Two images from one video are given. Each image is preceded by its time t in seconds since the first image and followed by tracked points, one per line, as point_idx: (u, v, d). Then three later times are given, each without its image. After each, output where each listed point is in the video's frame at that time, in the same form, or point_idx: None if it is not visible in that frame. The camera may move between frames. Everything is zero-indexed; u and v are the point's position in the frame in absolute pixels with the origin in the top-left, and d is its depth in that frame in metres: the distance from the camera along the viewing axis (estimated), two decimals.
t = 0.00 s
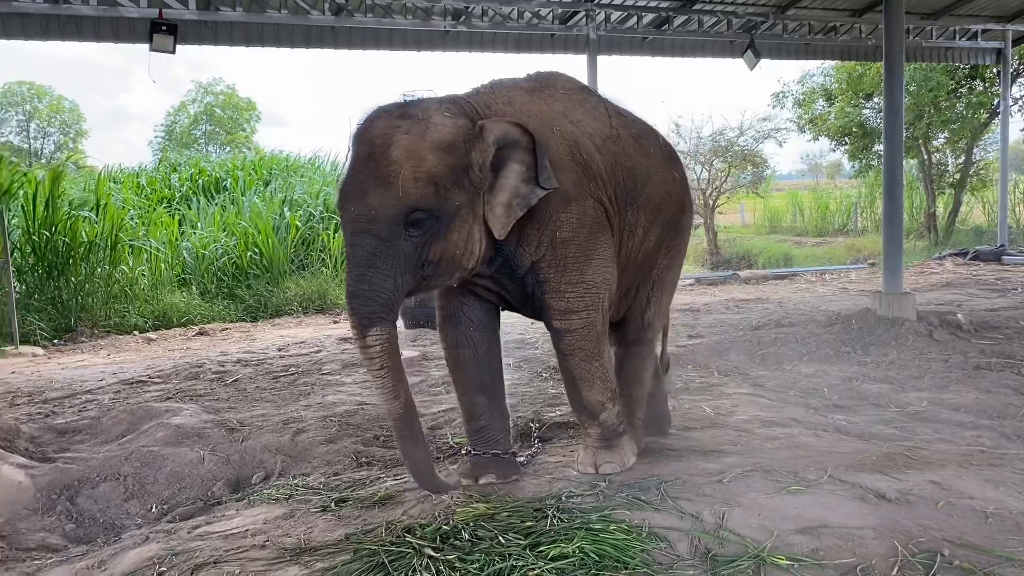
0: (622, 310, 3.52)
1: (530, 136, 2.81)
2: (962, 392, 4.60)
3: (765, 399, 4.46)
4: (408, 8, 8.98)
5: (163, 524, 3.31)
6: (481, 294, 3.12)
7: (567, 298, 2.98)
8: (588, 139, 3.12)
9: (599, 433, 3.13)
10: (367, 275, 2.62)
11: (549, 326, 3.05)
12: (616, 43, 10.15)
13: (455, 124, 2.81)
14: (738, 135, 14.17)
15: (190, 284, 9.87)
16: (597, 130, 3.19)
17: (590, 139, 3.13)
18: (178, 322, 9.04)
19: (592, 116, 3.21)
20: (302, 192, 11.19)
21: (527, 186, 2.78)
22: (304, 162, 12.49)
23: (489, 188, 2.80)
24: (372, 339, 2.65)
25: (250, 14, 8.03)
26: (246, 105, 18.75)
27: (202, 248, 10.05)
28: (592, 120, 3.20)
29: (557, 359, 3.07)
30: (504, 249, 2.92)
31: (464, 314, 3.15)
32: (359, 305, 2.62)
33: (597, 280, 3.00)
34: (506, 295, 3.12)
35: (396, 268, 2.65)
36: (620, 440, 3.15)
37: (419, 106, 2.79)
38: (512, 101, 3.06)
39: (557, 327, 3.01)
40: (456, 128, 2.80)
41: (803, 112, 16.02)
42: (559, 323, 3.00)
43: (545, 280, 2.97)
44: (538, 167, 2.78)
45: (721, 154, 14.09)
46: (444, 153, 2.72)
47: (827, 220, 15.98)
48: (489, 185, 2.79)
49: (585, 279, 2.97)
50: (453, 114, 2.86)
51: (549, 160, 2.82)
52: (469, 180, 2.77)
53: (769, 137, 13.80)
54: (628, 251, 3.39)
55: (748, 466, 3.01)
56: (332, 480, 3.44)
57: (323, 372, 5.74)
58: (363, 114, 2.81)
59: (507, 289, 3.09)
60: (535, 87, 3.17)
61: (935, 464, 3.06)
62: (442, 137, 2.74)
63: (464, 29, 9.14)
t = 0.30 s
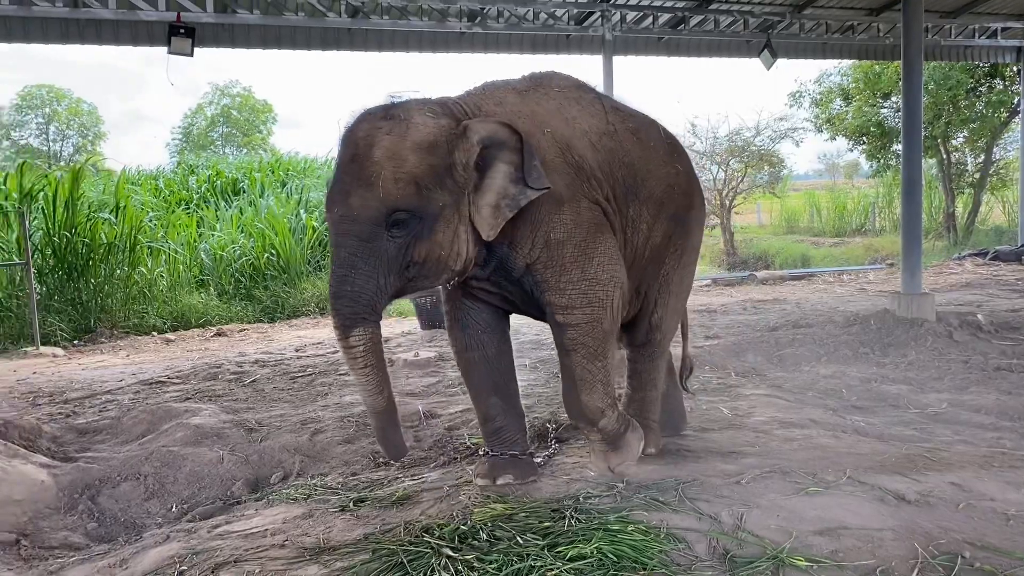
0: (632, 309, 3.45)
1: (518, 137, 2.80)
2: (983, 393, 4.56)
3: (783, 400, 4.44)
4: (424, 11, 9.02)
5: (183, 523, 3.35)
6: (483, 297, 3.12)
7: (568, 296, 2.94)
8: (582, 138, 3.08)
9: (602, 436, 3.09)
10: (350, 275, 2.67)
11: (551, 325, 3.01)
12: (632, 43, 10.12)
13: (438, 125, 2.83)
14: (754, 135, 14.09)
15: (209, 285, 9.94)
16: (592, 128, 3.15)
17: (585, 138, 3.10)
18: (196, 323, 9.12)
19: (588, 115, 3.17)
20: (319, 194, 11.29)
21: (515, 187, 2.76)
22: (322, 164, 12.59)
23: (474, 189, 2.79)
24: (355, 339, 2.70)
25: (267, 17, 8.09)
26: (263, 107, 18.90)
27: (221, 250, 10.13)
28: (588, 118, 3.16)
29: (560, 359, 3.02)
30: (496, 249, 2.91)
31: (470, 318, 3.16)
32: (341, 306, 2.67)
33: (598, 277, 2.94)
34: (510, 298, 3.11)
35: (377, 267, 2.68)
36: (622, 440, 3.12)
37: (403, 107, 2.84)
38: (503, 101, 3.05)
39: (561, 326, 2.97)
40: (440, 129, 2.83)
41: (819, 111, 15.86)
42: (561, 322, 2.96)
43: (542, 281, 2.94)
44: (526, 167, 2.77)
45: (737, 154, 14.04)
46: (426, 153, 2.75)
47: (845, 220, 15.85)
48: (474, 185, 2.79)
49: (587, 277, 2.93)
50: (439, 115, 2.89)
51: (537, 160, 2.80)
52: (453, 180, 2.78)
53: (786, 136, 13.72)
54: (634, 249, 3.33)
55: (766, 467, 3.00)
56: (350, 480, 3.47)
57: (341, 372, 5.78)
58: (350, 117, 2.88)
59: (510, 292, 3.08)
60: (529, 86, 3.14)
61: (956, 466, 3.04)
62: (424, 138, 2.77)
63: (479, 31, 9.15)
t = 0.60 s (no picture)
0: (645, 313, 3.48)
1: (516, 142, 2.76)
2: (1007, 395, 4.52)
3: (803, 402, 4.42)
4: (443, 14, 9.05)
5: (206, 523, 3.39)
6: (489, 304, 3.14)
7: (538, 305, 2.81)
8: (584, 147, 3.05)
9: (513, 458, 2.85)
10: (344, 282, 2.59)
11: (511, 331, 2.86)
12: (651, 43, 10.08)
13: (433, 132, 2.77)
14: (774, 135, 14.02)
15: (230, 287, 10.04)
16: (599, 135, 3.12)
17: (588, 147, 3.07)
18: (217, 324, 9.23)
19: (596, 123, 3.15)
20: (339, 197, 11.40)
21: (513, 194, 2.72)
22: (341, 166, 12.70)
23: (472, 195, 2.74)
24: (347, 344, 2.59)
25: (286, 20, 8.15)
26: (282, 110, 19.06)
27: (242, 252, 10.24)
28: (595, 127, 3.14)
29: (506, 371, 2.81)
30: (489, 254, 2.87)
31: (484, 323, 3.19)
32: (337, 313, 2.59)
33: (573, 291, 2.84)
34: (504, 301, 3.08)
35: (373, 273, 2.61)
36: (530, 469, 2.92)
37: (401, 114, 2.78)
38: (507, 106, 3.03)
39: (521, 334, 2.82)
40: (437, 135, 2.77)
41: (840, 112, 15.69)
42: (524, 328, 2.82)
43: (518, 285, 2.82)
44: (524, 171, 2.72)
45: (757, 154, 13.96)
46: (422, 159, 2.68)
47: (866, 221, 15.70)
48: (471, 191, 2.73)
49: (560, 296, 2.82)
50: (435, 121, 2.83)
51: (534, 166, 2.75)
52: (449, 186, 2.72)
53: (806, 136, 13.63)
54: (642, 255, 3.34)
55: (788, 469, 2.99)
56: (371, 480, 3.50)
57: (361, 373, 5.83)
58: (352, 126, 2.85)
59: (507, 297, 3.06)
60: (537, 90, 3.13)
61: (980, 468, 3.02)
62: (419, 144, 2.70)
63: (498, 33, 9.14)
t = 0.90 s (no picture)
0: (661, 318, 3.38)
1: (518, 147, 2.65)
2: None
3: (825, 404, 4.40)
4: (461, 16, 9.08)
5: (228, 523, 3.43)
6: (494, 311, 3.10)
7: (503, 316, 2.65)
8: (590, 153, 2.93)
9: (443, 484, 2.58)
10: (345, 291, 2.52)
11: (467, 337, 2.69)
12: (670, 43, 10.06)
13: (433, 138, 2.66)
14: (793, 135, 13.95)
15: (250, 288, 10.13)
16: (611, 139, 3.00)
17: (597, 152, 2.96)
18: (238, 325, 9.32)
19: (608, 125, 3.02)
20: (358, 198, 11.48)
21: (515, 200, 2.62)
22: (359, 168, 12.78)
23: (473, 201, 2.63)
24: (343, 354, 2.52)
25: (306, 23, 8.20)
26: (302, 113, 19.22)
27: (263, 254, 10.32)
28: (608, 129, 3.01)
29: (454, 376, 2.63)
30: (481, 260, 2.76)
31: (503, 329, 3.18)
32: (337, 323, 2.52)
33: (542, 309, 2.70)
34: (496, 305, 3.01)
35: (372, 282, 2.53)
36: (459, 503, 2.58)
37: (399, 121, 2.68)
38: (513, 108, 2.90)
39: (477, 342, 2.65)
40: (437, 141, 2.66)
41: (860, 111, 15.53)
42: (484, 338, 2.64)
43: (492, 292, 2.67)
44: (527, 177, 2.63)
45: (776, 154, 13.91)
46: (423, 166, 2.58)
47: (886, 221, 15.56)
48: (473, 197, 2.62)
49: (528, 308, 2.67)
50: (434, 128, 2.71)
51: (534, 173, 2.65)
52: (450, 193, 2.62)
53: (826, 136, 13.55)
54: (653, 260, 3.22)
55: (810, 470, 2.98)
56: (392, 481, 3.53)
57: (381, 374, 5.87)
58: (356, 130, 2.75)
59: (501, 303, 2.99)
60: (546, 91, 3.00)
61: (1005, 470, 2.99)
62: (418, 151, 2.60)
63: (516, 35, 9.13)
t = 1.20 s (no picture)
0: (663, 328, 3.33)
1: (507, 155, 2.61)
2: None
3: (846, 406, 4.36)
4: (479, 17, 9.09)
5: (249, 522, 3.46)
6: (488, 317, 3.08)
7: (493, 325, 2.62)
8: (585, 158, 2.87)
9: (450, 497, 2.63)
10: (330, 306, 2.51)
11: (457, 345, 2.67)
12: (688, 44, 10.03)
13: (420, 148, 2.64)
14: (813, 136, 13.87)
15: (269, 289, 10.20)
16: (608, 144, 2.94)
17: (593, 157, 2.90)
18: (257, 326, 9.39)
19: (606, 130, 2.95)
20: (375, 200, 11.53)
21: (505, 210, 2.59)
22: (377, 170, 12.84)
23: (462, 212, 2.60)
24: (331, 370, 2.50)
25: (325, 26, 8.24)
26: (320, 115, 19.35)
27: (281, 256, 10.39)
28: (606, 135, 2.94)
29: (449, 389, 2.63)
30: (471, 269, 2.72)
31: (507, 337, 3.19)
32: (323, 338, 2.51)
33: (534, 317, 2.67)
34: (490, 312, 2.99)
35: (359, 296, 2.52)
36: (468, 510, 2.64)
37: (384, 129, 2.65)
38: (503, 112, 2.86)
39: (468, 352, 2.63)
40: (423, 151, 2.64)
41: (880, 111, 15.37)
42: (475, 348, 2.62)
43: (484, 300, 2.64)
44: (516, 189, 2.60)
45: (795, 155, 13.83)
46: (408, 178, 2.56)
47: (908, 222, 15.40)
48: (461, 208, 2.60)
49: (520, 315, 2.64)
50: (420, 136, 2.69)
51: (523, 181, 2.62)
52: (438, 205, 2.60)
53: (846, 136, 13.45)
54: (654, 268, 3.16)
55: (830, 472, 2.97)
56: (411, 481, 3.55)
57: (399, 375, 5.90)
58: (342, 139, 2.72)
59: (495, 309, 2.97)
60: (540, 94, 2.94)
61: None
62: (404, 161, 2.58)
63: (534, 36, 9.11)
